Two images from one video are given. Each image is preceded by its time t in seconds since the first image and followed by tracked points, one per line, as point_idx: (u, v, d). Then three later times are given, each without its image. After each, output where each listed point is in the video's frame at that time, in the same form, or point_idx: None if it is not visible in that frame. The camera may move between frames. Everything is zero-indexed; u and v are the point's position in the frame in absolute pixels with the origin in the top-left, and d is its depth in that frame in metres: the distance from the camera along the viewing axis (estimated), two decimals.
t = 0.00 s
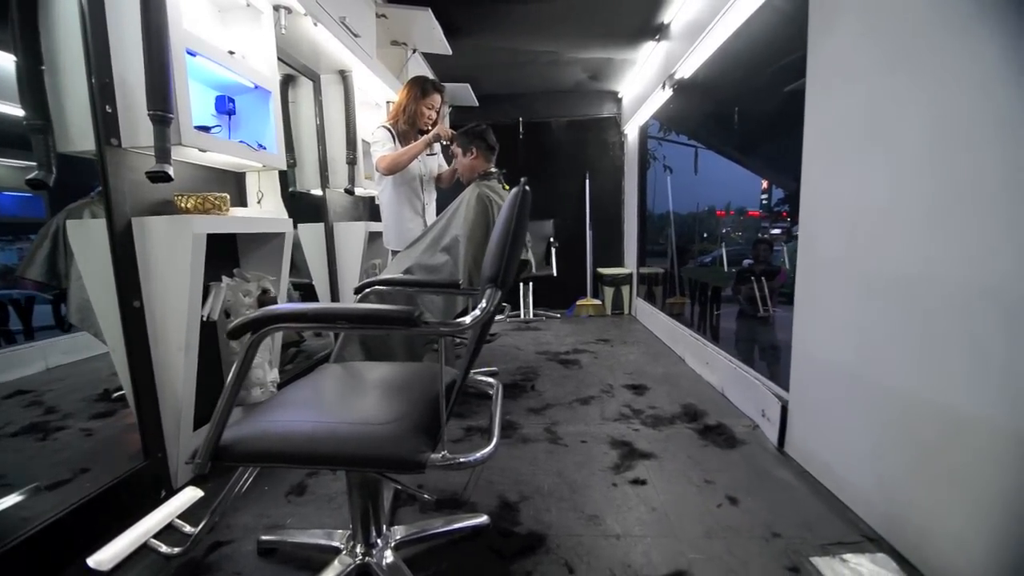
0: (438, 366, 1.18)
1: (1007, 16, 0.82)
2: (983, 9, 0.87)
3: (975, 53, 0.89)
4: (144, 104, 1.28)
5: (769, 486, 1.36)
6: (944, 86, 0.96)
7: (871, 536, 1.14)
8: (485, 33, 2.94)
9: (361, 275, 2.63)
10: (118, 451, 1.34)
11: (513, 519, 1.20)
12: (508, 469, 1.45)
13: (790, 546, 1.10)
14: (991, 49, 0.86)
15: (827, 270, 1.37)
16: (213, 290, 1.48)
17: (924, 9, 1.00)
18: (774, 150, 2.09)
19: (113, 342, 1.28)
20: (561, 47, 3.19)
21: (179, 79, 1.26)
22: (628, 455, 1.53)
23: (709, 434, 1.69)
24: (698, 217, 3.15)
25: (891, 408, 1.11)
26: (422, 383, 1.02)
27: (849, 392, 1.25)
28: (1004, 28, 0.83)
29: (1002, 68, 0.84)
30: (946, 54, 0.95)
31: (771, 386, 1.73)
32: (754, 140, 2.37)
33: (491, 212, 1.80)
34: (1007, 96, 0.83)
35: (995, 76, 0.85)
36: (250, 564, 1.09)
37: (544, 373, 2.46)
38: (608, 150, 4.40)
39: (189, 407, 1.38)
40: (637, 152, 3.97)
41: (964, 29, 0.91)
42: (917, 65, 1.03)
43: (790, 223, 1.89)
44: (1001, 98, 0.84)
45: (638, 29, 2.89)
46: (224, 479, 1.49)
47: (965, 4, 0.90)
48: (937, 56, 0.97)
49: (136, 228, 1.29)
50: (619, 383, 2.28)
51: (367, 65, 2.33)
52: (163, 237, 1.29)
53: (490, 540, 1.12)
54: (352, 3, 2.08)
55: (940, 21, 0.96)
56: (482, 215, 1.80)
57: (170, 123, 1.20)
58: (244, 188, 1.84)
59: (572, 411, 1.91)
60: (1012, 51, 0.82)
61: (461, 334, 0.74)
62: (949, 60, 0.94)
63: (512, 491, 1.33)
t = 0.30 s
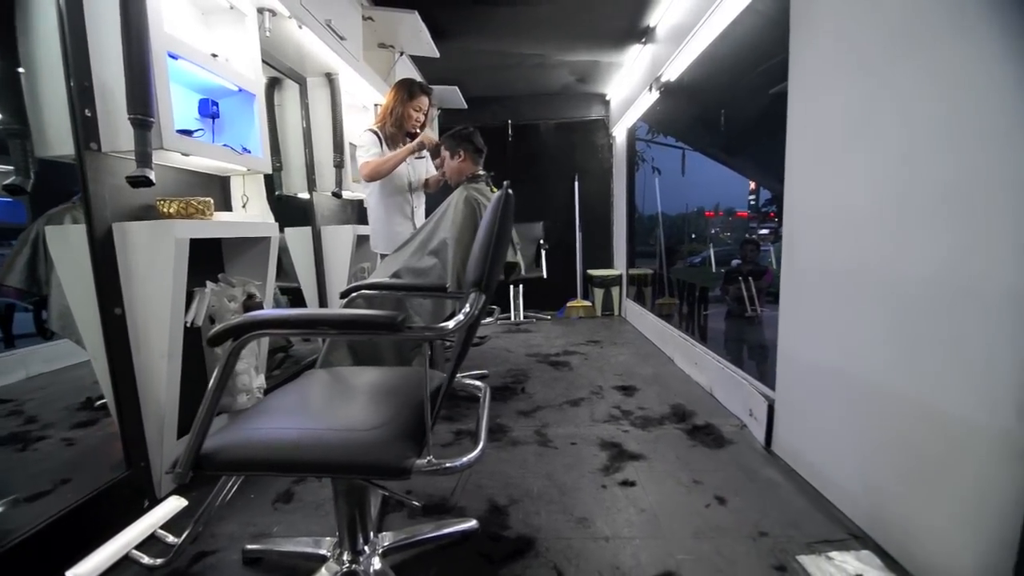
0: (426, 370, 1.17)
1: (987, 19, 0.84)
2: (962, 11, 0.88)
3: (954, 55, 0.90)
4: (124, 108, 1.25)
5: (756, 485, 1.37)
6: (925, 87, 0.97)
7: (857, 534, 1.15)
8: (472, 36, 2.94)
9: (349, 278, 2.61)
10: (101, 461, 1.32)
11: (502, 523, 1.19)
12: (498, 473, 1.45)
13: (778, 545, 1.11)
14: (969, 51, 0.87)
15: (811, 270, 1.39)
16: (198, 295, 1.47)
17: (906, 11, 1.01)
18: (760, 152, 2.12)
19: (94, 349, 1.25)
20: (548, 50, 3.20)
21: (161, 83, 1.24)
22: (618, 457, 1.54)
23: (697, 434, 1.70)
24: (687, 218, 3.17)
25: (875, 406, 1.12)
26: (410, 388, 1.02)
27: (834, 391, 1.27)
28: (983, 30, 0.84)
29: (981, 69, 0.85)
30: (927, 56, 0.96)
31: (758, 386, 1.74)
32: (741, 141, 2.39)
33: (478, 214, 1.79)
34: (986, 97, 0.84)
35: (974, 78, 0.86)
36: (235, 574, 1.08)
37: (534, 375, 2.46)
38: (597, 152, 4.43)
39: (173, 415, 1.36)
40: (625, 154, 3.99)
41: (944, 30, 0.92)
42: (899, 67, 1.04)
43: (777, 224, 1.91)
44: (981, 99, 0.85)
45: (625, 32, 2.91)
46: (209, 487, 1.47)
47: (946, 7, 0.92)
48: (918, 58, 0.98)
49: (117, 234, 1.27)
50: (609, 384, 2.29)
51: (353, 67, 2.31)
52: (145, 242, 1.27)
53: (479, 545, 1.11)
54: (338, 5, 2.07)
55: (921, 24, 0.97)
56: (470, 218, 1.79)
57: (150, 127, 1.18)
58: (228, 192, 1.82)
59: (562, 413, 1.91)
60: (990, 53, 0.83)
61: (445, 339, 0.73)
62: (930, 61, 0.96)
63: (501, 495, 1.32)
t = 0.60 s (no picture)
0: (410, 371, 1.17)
1: (959, 20, 0.85)
2: (936, 13, 0.90)
3: (928, 56, 0.92)
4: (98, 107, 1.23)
5: (739, 481, 1.38)
6: (901, 87, 0.98)
7: (837, 528, 1.17)
8: (456, 37, 2.94)
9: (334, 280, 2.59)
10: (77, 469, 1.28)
11: (487, 525, 1.19)
12: (484, 474, 1.44)
13: (760, 540, 1.12)
14: (943, 51, 0.89)
15: (792, 267, 1.41)
16: (176, 299, 1.46)
17: (883, 12, 1.03)
18: (743, 153, 2.14)
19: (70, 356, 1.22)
20: (534, 51, 3.21)
21: (135, 82, 1.21)
22: (603, 456, 1.54)
23: (681, 432, 1.72)
24: (674, 218, 3.19)
25: (855, 401, 1.14)
26: (393, 390, 1.01)
27: (815, 388, 1.28)
28: (955, 31, 0.86)
29: (954, 69, 0.86)
30: (903, 57, 0.98)
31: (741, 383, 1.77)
32: (725, 142, 2.42)
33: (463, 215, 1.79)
34: (958, 97, 0.86)
35: (947, 78, 0.88)
36: None
37: (521, 376, 2.46)
38: (582, 152, 4.45)
39: (151, 421, 1.33)
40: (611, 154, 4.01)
41: (920, 31, 0.93)
42: (877, 67, 1.05)
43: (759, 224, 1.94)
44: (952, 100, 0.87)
45: (609, 33, 2.93)
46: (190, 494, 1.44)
47: (921, 8, 0.93)
48: (895, 58, 1.00)
49: (91, 237, 1.24)
50: (595, 384, 2.30)
51: (337, 68, 2.29)
52: (120, 245, 1.24)
53: (464, 547, 1.11)
54: (320, 5, 2.05)
55: (897, 24, 0.99)
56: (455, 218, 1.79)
57: (125, 128, 1.16)
58: (208, 193, 1.79)
59: (548, 413, 1.92)
60: (962, 53, 0.85)
61: (425, 341, 0.73)
62: (905, 62, 0.97)
63: (487, 496, 1.32)
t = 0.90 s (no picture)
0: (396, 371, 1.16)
1: (938, 24, 0.86)
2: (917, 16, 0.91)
3: (907, 61, 0.94)
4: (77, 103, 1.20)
5: (724, 479, 1.40)
6: (883, 89, 1.00)
7: (819, 525, 1.19)
8: (446, 36, 2.93)
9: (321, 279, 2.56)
10: (54, 472, 1.26)
11: (473, 525, 1.19)
12: (471, 474, 1.44)
13: (743, 538, 1.13)
14: (923, 54, 0.90)
15: (775, 268, 1.42)
16: (158, 299, 1.43)
17: (864, 15, 1.04)
18: (731, 154, 2.16)
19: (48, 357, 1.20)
20: (523, 50, 3.20)
21: (115, 78, 1.19)
22: (590, 455, 1.55)
23: (668, 431, 1.73)
24: (665, 218, 3.21)
25: (836, 400, 1.16)
26: (378, 391, 1.01)
27: (798, 387, 1.30)
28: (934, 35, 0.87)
29: (932, 74, 0.88)
30: (883, 60, 0.99)
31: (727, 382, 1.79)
32: (713, 143, 2.43)
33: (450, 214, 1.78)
34: (936, 100, 0.87)
35: (926, 82, 0.89)
36: None
37: (510, 376, 2.46)
38: (572, 153, 4.46)
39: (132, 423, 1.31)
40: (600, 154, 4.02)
41: (901, 34, 0.95)
42: (859, 69, 1.06)
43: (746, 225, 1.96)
44: (930, 104, 0.89)
45: (598, 34, 2.93)
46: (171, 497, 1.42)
47: (901, 12, 0.94)
48: (876, 60, 1.01)
49: (71, 235, 1.22)
50: (584, 383, 2.30)
51: (324, 65, 2.27)
52: (99, 244, 1.22)
53: (449, 548, 1.11)
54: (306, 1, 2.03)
55: (880, 27, 1.00)
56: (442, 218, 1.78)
57: (105, 124, 1.14)
58: (191, 191, 1.76)
59: (536, 413, 1.92)
60: (941, 57, 0.86)
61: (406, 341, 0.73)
62: (886, 65, 0.98)
63: (474, 497, 1.32)
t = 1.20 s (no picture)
0: (381, 372, 1.15)
1: (916, 29, 0.88)
2: (897, 21, 0.92)
3: (886, 65, 0.95)
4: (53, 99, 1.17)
5: (709, 478, 1.41)
6: (864, 93, 1.01)
7: (802, 523, 1.20)
8: (434, 35, 2.92)
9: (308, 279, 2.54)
10: (30, 476, 1.23)
11: (459, 526, 1.18)
12: (458, 475, 1.43)
13: (727, 536, 1.14)
14: (902, 58, 0.91)
15: (759, 269, 1.44)
16: (139, 299, 1.41)
17: (845, 20, 1.06)
18: (717, 156, 2.18)
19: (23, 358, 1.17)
20: (511, 51, 3.20)
21: (94, 73, 1.16)
22: (577, 455, 1.55)
23: (655, 430, 1.74)
24: (655, 219, 3.23)
25: (819, 400, 1.17)
26: (363, 392, 1.00)
27: (781, 386, 1.31)
28: (913, 40, 0.89)
29: (910, 78, 0.89)
30: (863, 65, 1.01)
31: (713, 381, 1.80)
32: (701, 144, 2.45)
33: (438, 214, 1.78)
34: (916, 103, 0.88)
35: (905, 85, 0.91)
36: None
37: (498, 376, 2.46)
38: (562, 153, 4.47)
39: (111, 426, 1.28)
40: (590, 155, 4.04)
41: (880, 38, 0.96)
42: (839, 73, 1.08)
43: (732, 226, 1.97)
44: (908, 108, 0.90)
45: (586, 35, 2.94)
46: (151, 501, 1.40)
47: (881, 16, 0.96)
48: (857, 64, 1.02)
49: (48, 234, 1.19)
50: (572, 383, 2.31)
51: (311, 63, 2.25)
52: (77, 243, 1.19)
53: (434, 549, 1.10)
54: None
55: (860, 32, 1.01)
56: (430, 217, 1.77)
57: (83, 121, 1.12)
58: (174, 190, 1.74)
59: (524, 413, 1.92)
60: (920, 61, 0.87)
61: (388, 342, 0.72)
62: (867, 69, 1.00)
63: (460, 497, 1.32)
